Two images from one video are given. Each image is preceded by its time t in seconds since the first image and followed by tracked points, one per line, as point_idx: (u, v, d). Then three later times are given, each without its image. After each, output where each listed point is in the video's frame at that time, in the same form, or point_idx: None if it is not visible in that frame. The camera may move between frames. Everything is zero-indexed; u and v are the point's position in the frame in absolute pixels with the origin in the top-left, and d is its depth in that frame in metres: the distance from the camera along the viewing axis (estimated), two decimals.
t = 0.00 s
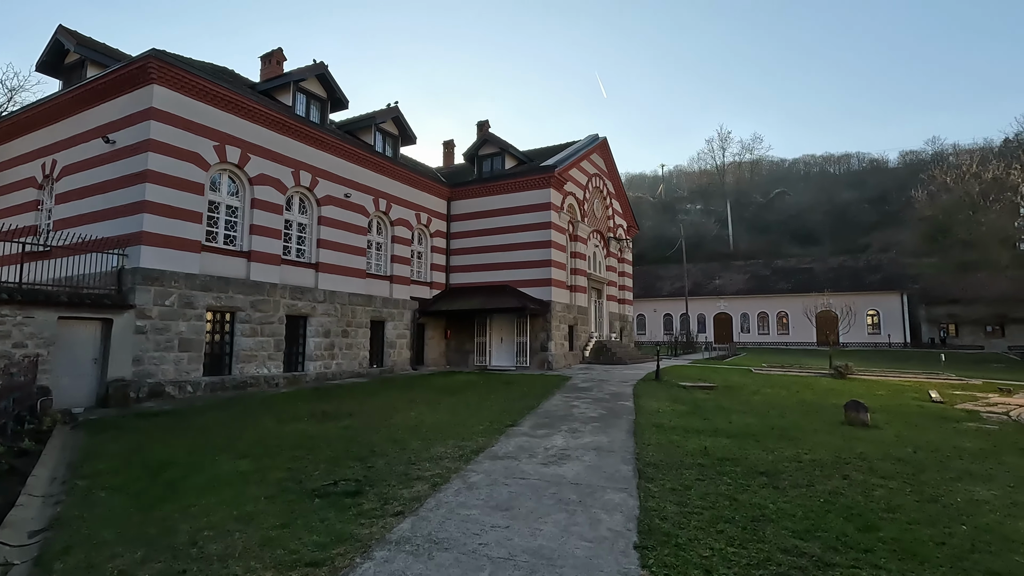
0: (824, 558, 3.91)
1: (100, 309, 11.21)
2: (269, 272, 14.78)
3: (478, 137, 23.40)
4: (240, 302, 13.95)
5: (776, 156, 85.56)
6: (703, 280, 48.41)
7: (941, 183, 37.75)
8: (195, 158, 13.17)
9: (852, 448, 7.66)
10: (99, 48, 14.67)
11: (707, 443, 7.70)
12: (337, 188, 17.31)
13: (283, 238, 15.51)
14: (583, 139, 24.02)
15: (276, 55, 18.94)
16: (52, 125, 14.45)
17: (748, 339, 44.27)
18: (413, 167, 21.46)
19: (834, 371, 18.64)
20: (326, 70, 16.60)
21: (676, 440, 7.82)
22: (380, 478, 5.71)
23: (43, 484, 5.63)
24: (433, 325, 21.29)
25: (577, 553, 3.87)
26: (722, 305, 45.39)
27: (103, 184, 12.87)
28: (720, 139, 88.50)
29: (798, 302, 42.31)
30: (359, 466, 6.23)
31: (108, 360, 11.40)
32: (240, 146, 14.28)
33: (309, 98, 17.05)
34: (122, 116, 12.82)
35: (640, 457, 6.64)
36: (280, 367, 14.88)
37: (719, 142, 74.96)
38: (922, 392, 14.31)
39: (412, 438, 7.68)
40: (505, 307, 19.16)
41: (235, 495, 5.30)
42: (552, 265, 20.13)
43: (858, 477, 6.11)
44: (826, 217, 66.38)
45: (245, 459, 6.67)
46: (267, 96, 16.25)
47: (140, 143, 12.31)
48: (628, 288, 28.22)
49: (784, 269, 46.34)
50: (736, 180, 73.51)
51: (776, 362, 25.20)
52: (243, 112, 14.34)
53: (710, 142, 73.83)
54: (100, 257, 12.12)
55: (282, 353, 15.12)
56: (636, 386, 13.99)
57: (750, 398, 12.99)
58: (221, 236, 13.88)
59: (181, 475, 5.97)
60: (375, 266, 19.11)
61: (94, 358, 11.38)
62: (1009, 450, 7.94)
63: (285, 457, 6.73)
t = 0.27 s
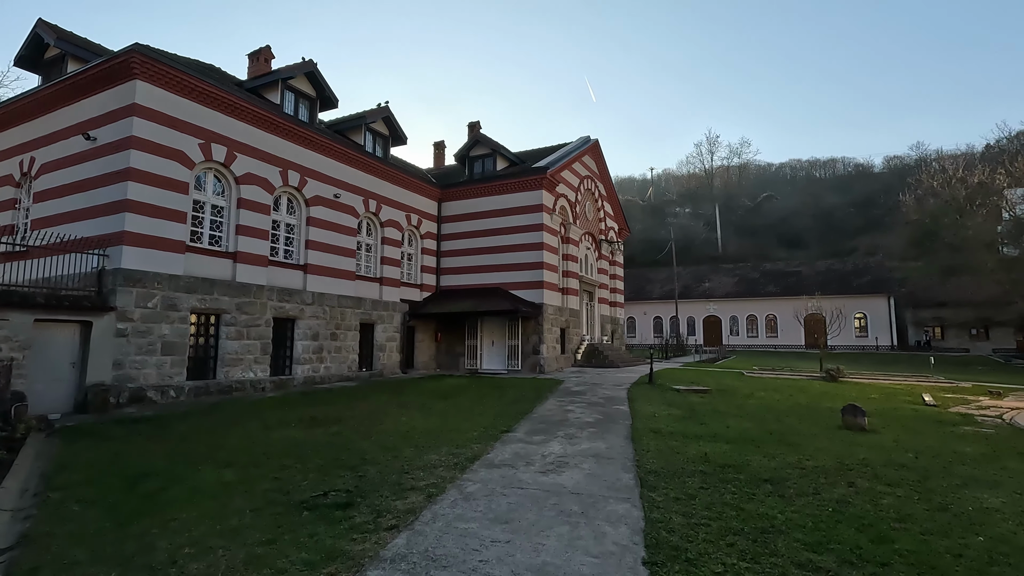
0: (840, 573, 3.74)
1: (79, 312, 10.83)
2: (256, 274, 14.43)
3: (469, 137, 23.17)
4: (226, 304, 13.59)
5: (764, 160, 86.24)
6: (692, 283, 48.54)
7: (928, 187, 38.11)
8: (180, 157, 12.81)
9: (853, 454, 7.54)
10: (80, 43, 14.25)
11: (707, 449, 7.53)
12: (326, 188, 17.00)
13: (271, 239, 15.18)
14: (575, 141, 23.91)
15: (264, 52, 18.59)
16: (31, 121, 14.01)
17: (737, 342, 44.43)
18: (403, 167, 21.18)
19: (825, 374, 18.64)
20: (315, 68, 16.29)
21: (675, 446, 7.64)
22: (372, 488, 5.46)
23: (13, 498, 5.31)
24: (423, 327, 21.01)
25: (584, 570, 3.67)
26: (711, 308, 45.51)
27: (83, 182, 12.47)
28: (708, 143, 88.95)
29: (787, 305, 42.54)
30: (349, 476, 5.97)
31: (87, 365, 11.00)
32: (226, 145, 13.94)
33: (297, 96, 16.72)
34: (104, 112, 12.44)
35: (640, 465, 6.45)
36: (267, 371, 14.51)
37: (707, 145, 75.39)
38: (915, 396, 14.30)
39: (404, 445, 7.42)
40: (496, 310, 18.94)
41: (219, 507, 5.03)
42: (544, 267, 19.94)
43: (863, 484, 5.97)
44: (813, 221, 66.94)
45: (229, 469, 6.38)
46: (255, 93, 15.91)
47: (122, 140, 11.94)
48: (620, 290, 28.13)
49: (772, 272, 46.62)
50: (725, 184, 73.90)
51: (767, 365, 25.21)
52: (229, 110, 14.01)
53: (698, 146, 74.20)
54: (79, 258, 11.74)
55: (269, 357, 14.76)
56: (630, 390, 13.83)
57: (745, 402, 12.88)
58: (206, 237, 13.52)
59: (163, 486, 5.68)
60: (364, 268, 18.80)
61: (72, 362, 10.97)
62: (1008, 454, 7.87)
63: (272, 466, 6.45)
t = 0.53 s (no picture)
0: None
1: (56, 310, 10.45)
2: (242, 272, 14.09)
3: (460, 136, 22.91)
4: (210, 303, 13.23)
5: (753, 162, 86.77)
6: (683, 284, 48.58)
7: (916, 189, 38.39)
8: (162, 151, 12.45)
9: (853, 455, 7.39)
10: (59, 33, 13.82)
11: (705, 451, 7.34)
12: (314, 185, 16.67)
13: (257, 236, 14.83)
14: (567, 140, 23.74)
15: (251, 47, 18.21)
16: (8, 114, 13.56)
17: (728, 343, 44.49)
18: (393, 165, 20.88)
19: (818, 375, 18.59)
20: (303, 63, 15.96)
21: (672, 448, 7.44)
22: (359, 493, 5.21)
23: None
24: (413, 328, 20.71)
25: None
26: (702, 308, 45.56)
27: (62, 177, 12.07)
28: (698, 145, 89.37)
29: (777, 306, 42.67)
30: (335, 480, 5.70)
31: (63, 366, 10.61)
32: (211, 140, 13.59)
33: (285, 91, 16.38)
34: (83, 104, 12.04)
35: (637, 467, 6.24)
36: (252, 372, 14.16)
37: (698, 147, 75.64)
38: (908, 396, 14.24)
39: (393, 448, 7.17)
40: (487, 310, 18.70)
41: (195, 514, 4.75)
42: (535, 267, 19.73)
43: (867, 487, 5.80)
44: (802, 223, 67.38)
45: (209, 473, 6.09)
46: (241, 88, 15.56)
47: (102, 133, 11.57)
48: (611, 291, 27.98)
49: (762, 273, 46.78)
50: (715, 186, 74.14)
51: (759, 366, 25.17)
52: (214, 104, 13.66)
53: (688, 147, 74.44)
54: (56, 255, 11.35)
55: (255, 358, 14.41)
56: (623, 390, 13.64)
57: (739, 403, 12.73)
58: (190, 234, 13.16)
59: (137, 492, 5.38)
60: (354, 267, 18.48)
61: (47, 364, 10.57)
62: (1008, 455, 7.75)
63: (254, 470, 6.16)
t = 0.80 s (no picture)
0: None
1: (23, 309, 9.96)
2: (222, 270, 13.64)
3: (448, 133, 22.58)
4: (188, 302, 12.78)
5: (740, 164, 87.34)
6: (672, 284, 48.63)
7: (901, 191, 38.66)
8: (138, 144, 11.99)
9: (851, 458, 7.19)
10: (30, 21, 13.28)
11: (700, 455, 7.10)
12: (297, 182, 16.25)
13: (238, 234, 14.40)
14: (557, 138, 23.50)
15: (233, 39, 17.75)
16: None
17: (716, 343, 44.56)
18: (380, 162, 20.49)
19: (807, 376, 18.51)
20: (286, 55, 15.54)
21: (667, 452, 7.19)
22: (337, 503, 4.88)
23: None
24: (400, 328, 20.33)
25: None
26: (690, 309, 45.62)
27: (31, 170, 11.56)
28: (686, 147, 89.79)
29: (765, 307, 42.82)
30: (313, 489, 5.36)
31: (30, 368, 10.11)
32: (189, 133, 13.14)
33: (267, 85, 15.95)
34: (54, 95, 11.54)
35: (632, 473, 5.97)
36: (232, 374, 13.72)
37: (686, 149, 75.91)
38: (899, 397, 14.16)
39: (377, 453, 6.83)
40: (476, 310, 18.38)
41: (158, 529, 4.38)
42: (524, 266, 19.45)
43: (870, 492, 5.58)
44: (788, 225, 67.85)
45: (179, 482, 5.72)
46: (222, 81, 15.11)
47: (74, 125, 11.08)
48: (601, 291, 27.80)
49: (750, 274, 46.96)
50: (703, 187, 74.52)
51: (748, 366, 25.11)
52: (192, 96, 13.20)
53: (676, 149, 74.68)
54: (24, 251, 10.85)
55: (236, 359, 13.97)
56: (614, 392, 13.40)
57: (731, 404, 12.55)
58: (167, 230, 12.70)
59: (98, 504, 5.00)
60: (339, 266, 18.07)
61: (14, 365, 10.06)
62: (1006, 457, 7.60)
63: (227, 478, 5.80)
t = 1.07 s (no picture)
0: None
1: None
2: (201, 270, 13.20)
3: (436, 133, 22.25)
4: (166, 304, 12.32)
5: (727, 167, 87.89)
6: (660, 286, 48.66)
7: (887, 194, 38.99)
8: (114, 140, 11.53)
9: (852, 465, 7.00)
10: None
11: (698, 462, 6.86)
12: (281, 180, 15.84)
13: (219, 233, 13.96)
14: (546, 139, 23.28)
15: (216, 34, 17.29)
16: None
17: (704, 345, 44.63)
18: (367, 161, 20.11)
19: (798, 378, 18.43)
20: (270, 50, 15.13)
21: (663, 459, 6.95)
22: (318, 519, 4.56)
23: None
24: (387, 331, 19.94)
25: None
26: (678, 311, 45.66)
27: None
28: (674, 150, 90.18)
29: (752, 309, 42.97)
30: (292, 504, 5.03)
31: None
32: (168, 128, 12.70)
33: (250, 80, 15.53)
34: (24, 87, 11.05)
35: (630, 483, 5.71)
36: (213, 378, 13.27)
37: (673, 151, 76.16)
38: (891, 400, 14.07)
39: (362, 463, 6.51)
40: (464, 312, 18.06)
41: (121, 551, 4.03)
42: (514, 268, 19.18)
43: (877, 502, 5.37)
44: (774, 227, 68.34)
45: (148, 496, 5.35)
46: (204, 75, 14.67)
47: (44, 118, 10.61)
48: (590, 293, 27.60)
49: (737, 276, 47.15)
50: (690, 189, 74.80)
51: (738, 368, 25.05)
52: (170, 90, 12.75)
53: (664, 151, 74.90)
54: None
55: (216, 362, 13.52)
56: (605, 396, 13.16)
57: (724, 408, 12.36)
58: (144, 229, 12.23)
59: (57, 522, 4.62)
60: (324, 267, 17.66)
61: None
62: (1007, 463, 7.46)
63: (200, 492, 5.44)
